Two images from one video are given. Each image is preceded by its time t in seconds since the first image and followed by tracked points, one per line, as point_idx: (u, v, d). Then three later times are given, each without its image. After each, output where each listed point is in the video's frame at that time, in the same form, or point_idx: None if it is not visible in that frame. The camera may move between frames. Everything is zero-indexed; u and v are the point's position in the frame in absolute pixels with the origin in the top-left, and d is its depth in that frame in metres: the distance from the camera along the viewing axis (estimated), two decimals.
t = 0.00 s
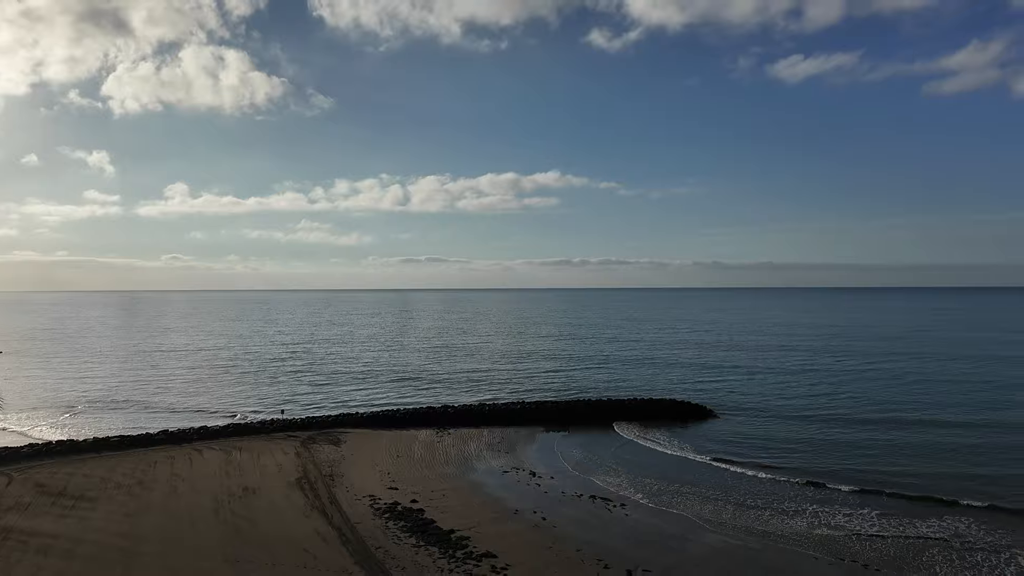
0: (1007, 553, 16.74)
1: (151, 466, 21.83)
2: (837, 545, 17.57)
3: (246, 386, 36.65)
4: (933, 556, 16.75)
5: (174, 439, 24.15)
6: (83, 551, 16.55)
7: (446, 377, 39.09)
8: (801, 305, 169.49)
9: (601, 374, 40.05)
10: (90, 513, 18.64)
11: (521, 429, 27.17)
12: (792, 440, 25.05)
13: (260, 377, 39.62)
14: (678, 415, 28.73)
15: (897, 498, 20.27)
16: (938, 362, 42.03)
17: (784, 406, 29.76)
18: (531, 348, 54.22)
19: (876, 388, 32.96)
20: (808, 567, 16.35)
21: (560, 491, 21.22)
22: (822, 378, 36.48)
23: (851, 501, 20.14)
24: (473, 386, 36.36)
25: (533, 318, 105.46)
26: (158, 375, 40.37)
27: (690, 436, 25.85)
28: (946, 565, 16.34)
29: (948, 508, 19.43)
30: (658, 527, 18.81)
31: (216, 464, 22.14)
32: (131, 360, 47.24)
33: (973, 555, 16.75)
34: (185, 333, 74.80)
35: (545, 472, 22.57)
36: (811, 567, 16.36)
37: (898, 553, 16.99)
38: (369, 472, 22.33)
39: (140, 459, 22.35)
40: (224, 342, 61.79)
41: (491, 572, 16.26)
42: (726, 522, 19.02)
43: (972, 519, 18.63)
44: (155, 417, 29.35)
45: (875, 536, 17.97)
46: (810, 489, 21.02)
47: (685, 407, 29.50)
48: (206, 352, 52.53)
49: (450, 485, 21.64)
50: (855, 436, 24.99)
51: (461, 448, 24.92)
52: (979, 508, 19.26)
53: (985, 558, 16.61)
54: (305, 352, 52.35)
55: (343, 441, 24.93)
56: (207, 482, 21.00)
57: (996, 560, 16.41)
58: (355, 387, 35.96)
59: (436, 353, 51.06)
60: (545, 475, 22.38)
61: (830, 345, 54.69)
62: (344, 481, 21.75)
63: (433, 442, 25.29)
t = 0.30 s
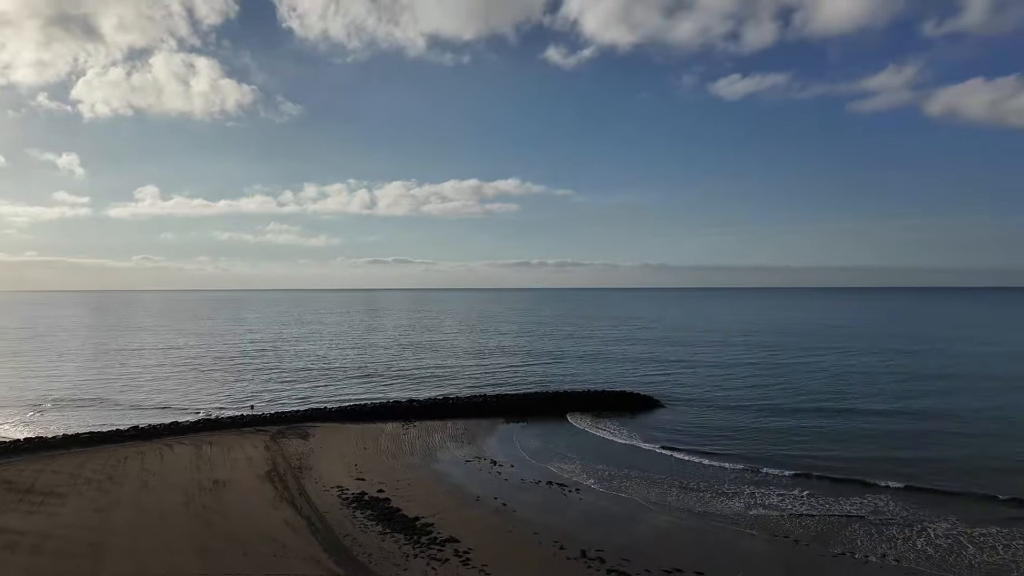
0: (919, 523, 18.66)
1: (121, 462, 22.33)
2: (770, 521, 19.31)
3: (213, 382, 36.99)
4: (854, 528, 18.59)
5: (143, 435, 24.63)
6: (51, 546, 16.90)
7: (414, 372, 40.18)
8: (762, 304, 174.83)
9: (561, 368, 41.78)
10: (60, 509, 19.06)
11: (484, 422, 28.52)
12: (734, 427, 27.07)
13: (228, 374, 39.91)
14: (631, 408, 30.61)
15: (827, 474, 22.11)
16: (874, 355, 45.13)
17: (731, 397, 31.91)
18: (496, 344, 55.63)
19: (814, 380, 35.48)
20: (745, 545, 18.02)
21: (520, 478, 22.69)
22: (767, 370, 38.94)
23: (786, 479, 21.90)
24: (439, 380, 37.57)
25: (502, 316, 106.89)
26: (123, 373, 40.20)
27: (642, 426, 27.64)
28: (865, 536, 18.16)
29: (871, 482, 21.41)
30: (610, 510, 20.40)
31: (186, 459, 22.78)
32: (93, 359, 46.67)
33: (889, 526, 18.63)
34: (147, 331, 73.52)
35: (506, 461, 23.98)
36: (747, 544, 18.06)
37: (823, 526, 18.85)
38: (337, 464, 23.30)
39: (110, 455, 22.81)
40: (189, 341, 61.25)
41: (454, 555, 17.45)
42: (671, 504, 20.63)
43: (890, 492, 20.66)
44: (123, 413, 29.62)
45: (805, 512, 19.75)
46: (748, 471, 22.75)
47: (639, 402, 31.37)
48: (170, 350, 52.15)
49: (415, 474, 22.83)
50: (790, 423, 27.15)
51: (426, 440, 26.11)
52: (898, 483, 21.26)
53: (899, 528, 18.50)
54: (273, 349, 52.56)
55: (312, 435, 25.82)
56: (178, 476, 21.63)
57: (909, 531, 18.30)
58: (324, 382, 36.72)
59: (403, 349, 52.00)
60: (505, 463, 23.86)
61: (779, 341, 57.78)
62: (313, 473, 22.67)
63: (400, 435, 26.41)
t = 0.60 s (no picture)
0: (861, 509, 19.76)
1: (78, 464, 21.95)
2: (724, 511, 20.17)
3: (174, 383, 36.32)
4: (802, 516, 19.58)
5: (102, 437, 24.22)
6: (4, 551, 16.52)
7: (380, 371, 40.20)
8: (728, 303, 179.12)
9: (527, 366, 42.43)
10: (14, 512, 18.64)
11: (450, 420, 28.86)
12: (692, 422, 28.03)
13: (189, 374, 39.21)
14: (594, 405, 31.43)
15: (778, 464, 23.14)
16: (826, 351, 47.16)
17: (690, 392, 32.97)
18: (463, 342, 56.00)
19: (769, 376, 36.95)
20: (700, 534, 18.81)
21: (485, 474, 23.14)
22: (725, 366, 40.35)
23: (740, 470, 22.84)
24: (406, 379, 37.76)
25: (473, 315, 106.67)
26: (79, 374, 39.07)
27: (604, 422, 28.40)
28: (811, 523, 19.14)
29: (818, 470, 22.50)
30: (572, 503, 20.99)
31: (147, 461, 22.54)
32: (47, 360, 45.12)
33: (834, 512, 19.66)
34: (105, 332, 71.15)
35: (471, 458, 24.41)
36: (702, 534, 18.87)
37: (773, 514, 19.79)
38: (302, 463, 23.35)
39: (67, 457, 22.38)
40: (149, 341, 59.60)
41: (419, 551, 17.76)
42: (631, 496, 21.32)
43: (836, 480, 21.76)
44: (79, 415, 28.94)
45: (757, 501, 20.68)
46: (704, 463, 23.61)
47: (601, 399, 32.19)
48: (129, 351, 50.75)
49: (380, 472, 23.05)
50: (745, 417, 28.29)
51: (391, 437, 26.34)
52: (844, 470, 22.40)
53: (843, 514, 19.56)
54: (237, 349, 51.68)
55: (276, 434, 25.77)
56: (138, 477, 21.39)
57: (852, 516, 19.36)
58: (288, 382, 36.47)
59: (371, 348, 51.84)
60: (470, 459, 24.30)
61: (738, 338, 59.73)
62: (277, 472, 22.70)
63: (365, 433, 26.59)
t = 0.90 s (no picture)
0: (819, 503, 20.30)
1: (27, 471, 21.07)
2: (688, 508, 20.47)
3: (132, 386, 35.19)
4: (763, 510, 20.01)
5: (52, 443, 23.33)
6: None
7: (347, 372, 39.67)
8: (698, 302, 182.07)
9: (496, 366, 42.47)
10: None
11: (417, 421, 28.67)
12: (657, 420, 28.40)
13: (148, 377, 38.05)
14: (562, 404, 31.62)
15: (740, 460, 23.62)
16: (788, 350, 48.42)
17: (656, 391, 33.40)
18: (432, 343, 55.69)
19: (732, 374, 37.75)
20: (665, 531, 19.05)
21: (452, 474, 23.03)
22: (690, 365, 41.04)
23: (703, 467, 23.23)
24: (373, 380, 37.38)
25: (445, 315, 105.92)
26: (29, 378, 37.51)
27: (570, 421, 28.57)
28: (772, 517, 19.58)
29: (778, 465, 23.05)
30: (540, 502, 21.04)
31: (101, 467, 21.78)
32: None
33: (794, 506, 20.14)
34: (59, 334, 68.43)
35: (438, 459, 24.30)
36: (667, 530, 19.13)
37: (736, 509, 20.18)
38: (265, 467, 22.89)
39: (14, 464, 21.48)
40: (107, 343, 57.55)
41: (385, 554, 17.57)
42: (597, 494, 21.49)
43: (795, 475, 22.32)
44: (28, 421, 27.80)
45: (720, 497, 21.07)
46: (669, 461, 23.95)
47: (569, 398, 32.42)
48: (85, 354, 48.96)
49: (346, 475, 22.76)
50: (708, 415, 28.83)
51: (357, 439, 26.04)
52: (803, 465, 23.00)
53: (802, 507, 20.06)
54: (200, 351, 50.35)
55: (238, 438, 25.22)
56: (91, 484, 20.63)
57: (810, 510, 19.87)
58: (251, 384, 35.71)
59: (339, 350, 51.15)
60: (437, 460, 24.18)
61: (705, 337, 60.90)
62: (239, 476, 22.20)
63: (330, 436, 26.24)
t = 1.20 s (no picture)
0: (777, 497, 20.83)
1: None
2: (652, 505, 20.74)
3: (85, 390, 34.00)
4: (724, 506, 20.41)
5: None
6: None
7: (312, 375, 39.08)
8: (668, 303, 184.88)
9: (463, 367, 42.39)
10: None
11: (382, 423, 28.43)
12: (621, 420, 28.72)
13: (102, 381, 36.80)
14: (529, 404, 31.75)
15: (702, 457, 24.08)
16: (751, 349, 49.58)
17: (621, 391, 33.78)
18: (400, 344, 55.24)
19: (696, 373, 38.48)
20: (630, 529, 19.25)
21: (418, 476, 22.86)
22: (656, 364, 41.67)
23: (667, 465, 23.60)
24: (338, 382, 36.93)
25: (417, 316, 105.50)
26: None
27: (536, 422, 28.71)
28: (733, 512, 20.00)
29: (738, 462, 23.56)
30: (506, 502, 21.04)
31: (50, 474, 20.93)
32: None
33: (754, 501, 20.60)
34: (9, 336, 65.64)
35: (403, 461, 24.11)
36: (631, 527, 19.34)
37: (699, 506, 20.53)
38: (224, 472, 22.34)
39: None
40: (61, 346, 55.46)
41: (350, 558, 17.28)
42: (563, 493, 21.61)
43: (755, 471, 22.86)
44: None
45: (683, 493, 21.41)
46: (634, 459, 24.23)
47: (536, 398, 32.60)
48: (36, 357, 47.08)
49: (308, 479, 22.37)
50: (672, 414, 29.28)
51: (321, 443, 25.66)
52: (762, 461, 23.56)
53: (761, 502, 20.54)
54: (159, 353, 48.91)
55: (197, 443, 24.58)
56: (38, 493, 19.79)
57: (769, 505, 20.35)
58: (212, 387, 34.88)
59: (305, 351, 50.34)
60: (403, 462, 23.98)
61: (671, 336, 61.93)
62: (197, 481, 21.62)
63: (293, 439, 25.82)
